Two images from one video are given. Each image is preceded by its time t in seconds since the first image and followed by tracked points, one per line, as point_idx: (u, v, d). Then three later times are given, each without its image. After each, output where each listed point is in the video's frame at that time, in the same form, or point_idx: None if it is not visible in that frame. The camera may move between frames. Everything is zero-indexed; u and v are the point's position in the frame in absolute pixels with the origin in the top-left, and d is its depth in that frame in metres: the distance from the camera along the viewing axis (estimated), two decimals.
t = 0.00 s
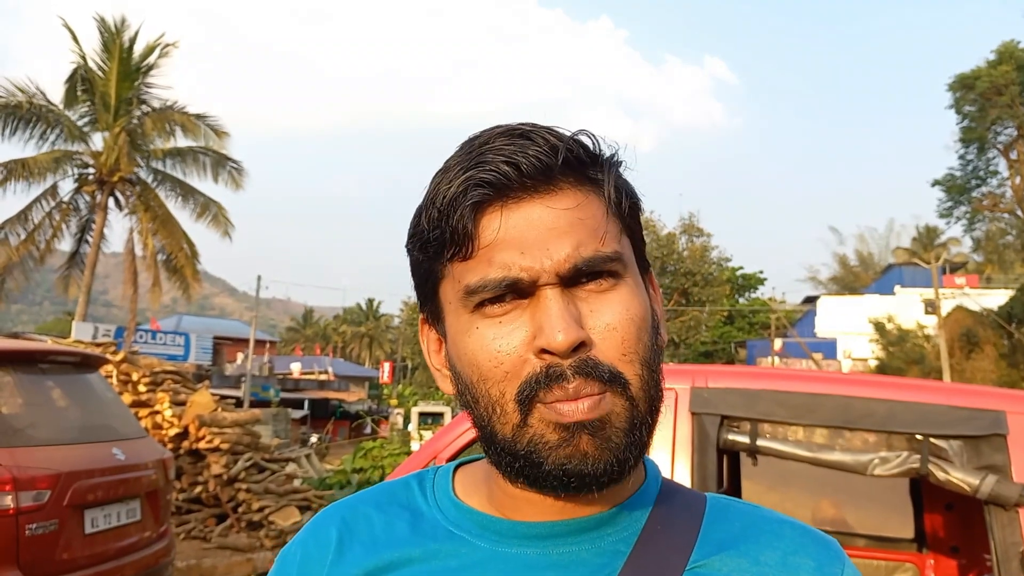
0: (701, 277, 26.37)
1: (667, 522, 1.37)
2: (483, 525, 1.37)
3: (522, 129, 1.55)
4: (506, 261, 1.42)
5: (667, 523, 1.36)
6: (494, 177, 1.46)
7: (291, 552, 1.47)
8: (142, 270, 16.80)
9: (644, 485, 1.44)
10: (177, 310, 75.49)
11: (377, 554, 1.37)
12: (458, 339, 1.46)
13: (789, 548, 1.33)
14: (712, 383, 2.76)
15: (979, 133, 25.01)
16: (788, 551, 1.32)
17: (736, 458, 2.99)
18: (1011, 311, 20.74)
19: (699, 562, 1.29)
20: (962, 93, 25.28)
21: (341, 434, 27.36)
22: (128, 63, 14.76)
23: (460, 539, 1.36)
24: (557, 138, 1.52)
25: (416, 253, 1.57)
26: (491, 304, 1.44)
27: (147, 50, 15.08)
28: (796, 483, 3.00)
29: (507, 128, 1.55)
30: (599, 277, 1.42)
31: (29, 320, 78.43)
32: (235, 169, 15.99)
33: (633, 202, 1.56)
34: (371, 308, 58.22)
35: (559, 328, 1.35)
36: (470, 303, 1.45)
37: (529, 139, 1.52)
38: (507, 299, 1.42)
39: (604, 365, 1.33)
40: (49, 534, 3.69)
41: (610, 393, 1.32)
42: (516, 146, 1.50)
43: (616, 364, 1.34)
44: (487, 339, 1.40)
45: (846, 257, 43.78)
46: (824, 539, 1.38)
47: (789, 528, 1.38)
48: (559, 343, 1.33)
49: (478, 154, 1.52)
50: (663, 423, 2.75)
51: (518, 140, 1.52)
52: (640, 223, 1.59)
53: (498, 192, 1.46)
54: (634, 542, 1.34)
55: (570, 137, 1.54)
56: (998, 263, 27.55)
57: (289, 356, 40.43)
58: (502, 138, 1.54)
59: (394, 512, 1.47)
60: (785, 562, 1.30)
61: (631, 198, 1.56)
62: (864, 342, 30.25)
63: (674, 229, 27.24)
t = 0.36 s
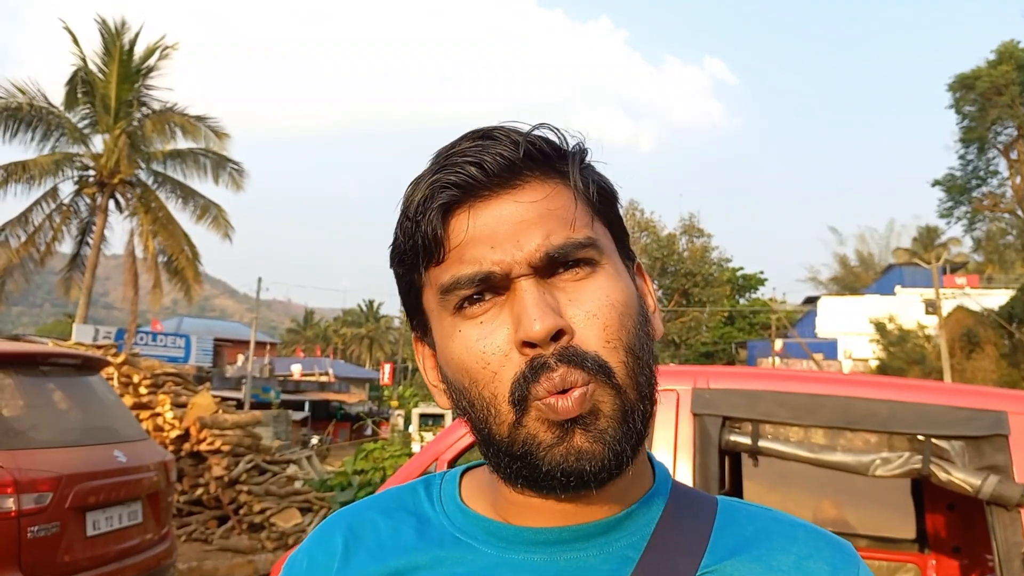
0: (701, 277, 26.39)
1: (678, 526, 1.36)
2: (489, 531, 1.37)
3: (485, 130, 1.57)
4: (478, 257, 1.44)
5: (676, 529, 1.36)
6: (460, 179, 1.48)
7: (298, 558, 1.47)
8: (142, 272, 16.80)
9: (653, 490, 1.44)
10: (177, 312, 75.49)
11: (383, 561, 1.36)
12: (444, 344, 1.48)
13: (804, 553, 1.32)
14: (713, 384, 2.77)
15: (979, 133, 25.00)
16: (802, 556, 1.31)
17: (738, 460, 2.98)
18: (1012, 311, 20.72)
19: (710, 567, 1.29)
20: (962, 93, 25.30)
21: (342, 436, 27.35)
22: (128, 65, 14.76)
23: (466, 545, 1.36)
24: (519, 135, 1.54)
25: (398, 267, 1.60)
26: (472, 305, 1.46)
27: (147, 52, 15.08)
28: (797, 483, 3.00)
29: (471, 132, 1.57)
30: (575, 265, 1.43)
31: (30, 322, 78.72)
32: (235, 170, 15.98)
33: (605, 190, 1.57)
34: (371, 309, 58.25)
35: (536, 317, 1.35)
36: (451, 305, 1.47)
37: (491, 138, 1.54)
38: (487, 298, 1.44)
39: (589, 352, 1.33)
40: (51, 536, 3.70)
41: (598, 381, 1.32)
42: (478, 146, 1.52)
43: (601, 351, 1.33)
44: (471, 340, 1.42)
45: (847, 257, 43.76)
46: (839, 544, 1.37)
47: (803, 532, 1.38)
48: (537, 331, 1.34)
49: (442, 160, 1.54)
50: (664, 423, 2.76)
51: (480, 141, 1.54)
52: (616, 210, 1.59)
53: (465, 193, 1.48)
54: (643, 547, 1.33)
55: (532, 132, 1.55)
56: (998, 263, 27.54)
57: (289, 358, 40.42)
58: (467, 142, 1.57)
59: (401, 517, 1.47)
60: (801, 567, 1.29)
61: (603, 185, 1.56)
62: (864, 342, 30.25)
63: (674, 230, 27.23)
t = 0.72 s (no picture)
0: (702, 278, 26.38)
1: (686, 529, 1.36)
2: (495, 536, 1.37)
3: (476, 132, 1.58)
4: (471, 260, 1.44)
5: (685, 531, 1.36)
6: (451, 182, 1.49)
7: (304, 566, 1.47)
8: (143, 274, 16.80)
9: (660, 492, 1.44)
10: (178, 314, 75.56)
11: (390, 568, 1.36)
12: (441, 347, 1.49)
13: (814, 555, 1.32)
14: (715, 385, 2.77)
15: (981, 134, 24.99)
16: (813, 558, 1.31)
17: (741, 461, 2.98)
18: (1013, 312, 20.67)
19: (721, 570, 1.28)
20: (963, 94, 25.31)
21: (343, 438, 27.36)
22: (129, 67, 14.78)
23: (473, 551, 1.36)
24: (508, 135, 1.54)
25: (398, 274, 1.62)
26: (468, 307, 1.47)
27: (148, 55, 15.09)
28: (799, 484, 3.00)
29: (461, 137, 1.58)
30: (569, 265, 1.43)
31: (31, 324, 78.80)
32: (236, 172, 15.99)
33: (599, 187, 1.57)
34: (372, 311, 58.28)
35: (528, 317, 1.35)
36: (447, 308, 1.48)
37: (481, 140, 1.55)
38: (482, 300, 1.45)
39: (581, 351, 1.32)
40: (53, 539, 3.69)
41: (592, 381, 1.31)
42: (468, 148, 1.53)
43: (594, 349, 1.33)
44: (466, 342, 1.42)
45: (847, 257, 43.76)
46: (849, 545, 1.37)
47: (814, 533, 1.38)
48: (528, 332, 1.34)
49: (434, 164, 1.56)
50: (667, 425, 2.75)
51: (470, 144, 1.55)
52: (611, 206, 1.59)
53: (457, 196, 1.49)
54: (651, 551, 1.33)
55: (522, 132, 1.55)
56: (1000, 263, 27.51)
57: (290, 360, 40.41)
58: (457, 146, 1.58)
59: (406, 523, 1.47)
60: (811, 570, 1.29)
61: (597, 183, 1.56)
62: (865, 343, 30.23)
63: (674, 231, 27.22)
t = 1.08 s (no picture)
0: (703, 279, 26.39)
1: (694, 536, 1.36)
2: (503, 541, 1.37)
3: (540, 123, 1.57)
4: (525, 250, 1.43)
5: (692, 537, 1.36)
6: (513, 168, 1.48)
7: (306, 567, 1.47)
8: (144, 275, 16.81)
9: (669, 497, 1.44)
10: (178, 315, 75.68)
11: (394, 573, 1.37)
12: (473, 335, 1.47)
13: (822, 562, 1.33)
14: (716, 387, 2.76)
15: (981, 135, 25.01)
16: (821, 564, 1.32)
17: (742, 461, 2.98)
18: (1014, 312, 20.65)
19: None
20: (963, 95, 25.32)
21: (343, 439, 27.38)
22: (130, 69, 14.76)
23: (480, 556, 1.36)
24: (577, 131, 1.55)
25: (432, 250, 1.59)
26: (510, 298, 1.45)
27: (149, 56, 15.08)
28: (801, 486, 3.00)
29: (526, 124, 1.57)
30: (622, 270, 1.44)
31: (31, 325, 78.98)
32: (237, 174, 16.00)
33: (651, 197, 1.58)
34: (372, 312, 58.33)
35: (581, 317, 1.35)
36: (487, 297, 1.46)
37: (544, 131, 1.55)
38: (527, 292, 1.43)
39: (628, 360, 1.34)
40: (54, 540, 3.70)
41: (632, 391, 1.33)
42: (535, 138, 1.52)
43: (640, 359, 1.35)
44: (506, 333, 1.41)
45: (848, 258, 43.79)
46: (855, 551, 1.38)
47: (821, 539, 1.38)
48: (580, 332, 1.34)
49: (498, 144, 1.53)
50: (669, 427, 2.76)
51: (537, 133, 1.54)
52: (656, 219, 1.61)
53: (516, 183, 1.48)
54: (661, 557, 1.33)
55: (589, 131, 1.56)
56: (1000, 264, 27.50)
57: (290, 360, 40.46)
58: (522, 131, 1.57)
59: (411, 526, 1.47)
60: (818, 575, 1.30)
61: (650, 193, 1.58)
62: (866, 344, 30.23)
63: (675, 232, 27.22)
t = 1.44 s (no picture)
0: (703, 280, 26.39)
1: (696, 540, 1.36)
2: (503, 543, 1.37)
3: (560, 121, 1.56)
4: (524, 249, 1.44)
5: (697, 541, 1.36)
6: (521, 164, 1.48)
7: (306, 567, 1.47)
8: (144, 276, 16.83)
9: (672, 501, 1.44)
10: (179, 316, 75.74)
11: None
12: (472, 328, 1.48)
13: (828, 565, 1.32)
14: (717, 388, 2.76)
15: (982, 135, 25.02)
16: (826, 568, 1.32)
17: (742, 462, 2.98)
18: (1014, 313, 20.62)
19: None
20: (964, 96, 25.30)
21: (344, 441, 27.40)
22: (131, 70, 14.76)
23: (481, 559, 1.36)
24: (594, 132, 1.53)
25: (441, 240, 1.60)
26: (508, 296, 1.46)
27: (151, 57, 15.09)
28: (802, 488, 2.99)
29: (545, 121, 1.56)
30: (621, 277, 1.43)
31: (31, 326, 79.03)
32: (238, 174, 16.01)
33: (667, 203, 1.56)
34: (373, 313, 58.38)
35: (570, 323, 1.36)
36: (488, 292, 1.47)
37: (560, 130, 1.53)
38: (524, 291, 1.44)
39: (614, 369, 1.33)
40: (55, 541, 3.70)
41: (619, 400, 1.32)
42: (550, 137, 1.51)
43: (627, 369, 1.33)
44: (500, 331, 1.42)
45: (848, 259, 43.83)
46: (861, 555, 1.37)
47: (825, 541, 1.38)
48: (567, 337, 1.35)
49: (512, 139, 1.53)
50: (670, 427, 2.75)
51: (553, 131, 1.53)
52: (674, 225, 1.58)
53: (524, 179, 1.47)
54: (664, 558, 1.33)
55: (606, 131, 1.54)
56: (1001, 265, 27.50)
57: (291, 361, 40.50)
58: (538, 127, 1.56)
59: (412, 528, 1.47)
60: None
61: (666, 200, 1.56)
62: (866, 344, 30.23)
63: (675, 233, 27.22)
